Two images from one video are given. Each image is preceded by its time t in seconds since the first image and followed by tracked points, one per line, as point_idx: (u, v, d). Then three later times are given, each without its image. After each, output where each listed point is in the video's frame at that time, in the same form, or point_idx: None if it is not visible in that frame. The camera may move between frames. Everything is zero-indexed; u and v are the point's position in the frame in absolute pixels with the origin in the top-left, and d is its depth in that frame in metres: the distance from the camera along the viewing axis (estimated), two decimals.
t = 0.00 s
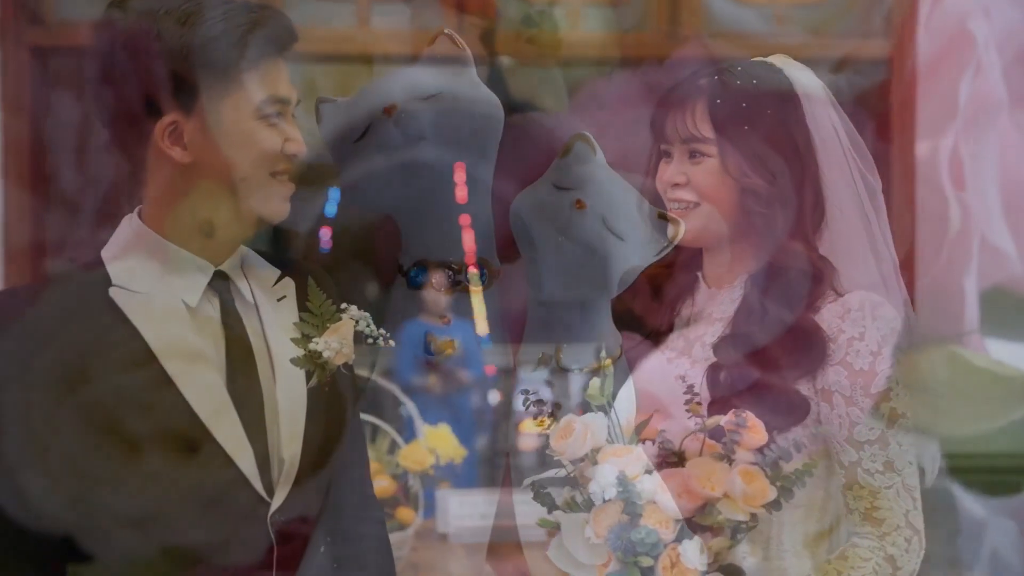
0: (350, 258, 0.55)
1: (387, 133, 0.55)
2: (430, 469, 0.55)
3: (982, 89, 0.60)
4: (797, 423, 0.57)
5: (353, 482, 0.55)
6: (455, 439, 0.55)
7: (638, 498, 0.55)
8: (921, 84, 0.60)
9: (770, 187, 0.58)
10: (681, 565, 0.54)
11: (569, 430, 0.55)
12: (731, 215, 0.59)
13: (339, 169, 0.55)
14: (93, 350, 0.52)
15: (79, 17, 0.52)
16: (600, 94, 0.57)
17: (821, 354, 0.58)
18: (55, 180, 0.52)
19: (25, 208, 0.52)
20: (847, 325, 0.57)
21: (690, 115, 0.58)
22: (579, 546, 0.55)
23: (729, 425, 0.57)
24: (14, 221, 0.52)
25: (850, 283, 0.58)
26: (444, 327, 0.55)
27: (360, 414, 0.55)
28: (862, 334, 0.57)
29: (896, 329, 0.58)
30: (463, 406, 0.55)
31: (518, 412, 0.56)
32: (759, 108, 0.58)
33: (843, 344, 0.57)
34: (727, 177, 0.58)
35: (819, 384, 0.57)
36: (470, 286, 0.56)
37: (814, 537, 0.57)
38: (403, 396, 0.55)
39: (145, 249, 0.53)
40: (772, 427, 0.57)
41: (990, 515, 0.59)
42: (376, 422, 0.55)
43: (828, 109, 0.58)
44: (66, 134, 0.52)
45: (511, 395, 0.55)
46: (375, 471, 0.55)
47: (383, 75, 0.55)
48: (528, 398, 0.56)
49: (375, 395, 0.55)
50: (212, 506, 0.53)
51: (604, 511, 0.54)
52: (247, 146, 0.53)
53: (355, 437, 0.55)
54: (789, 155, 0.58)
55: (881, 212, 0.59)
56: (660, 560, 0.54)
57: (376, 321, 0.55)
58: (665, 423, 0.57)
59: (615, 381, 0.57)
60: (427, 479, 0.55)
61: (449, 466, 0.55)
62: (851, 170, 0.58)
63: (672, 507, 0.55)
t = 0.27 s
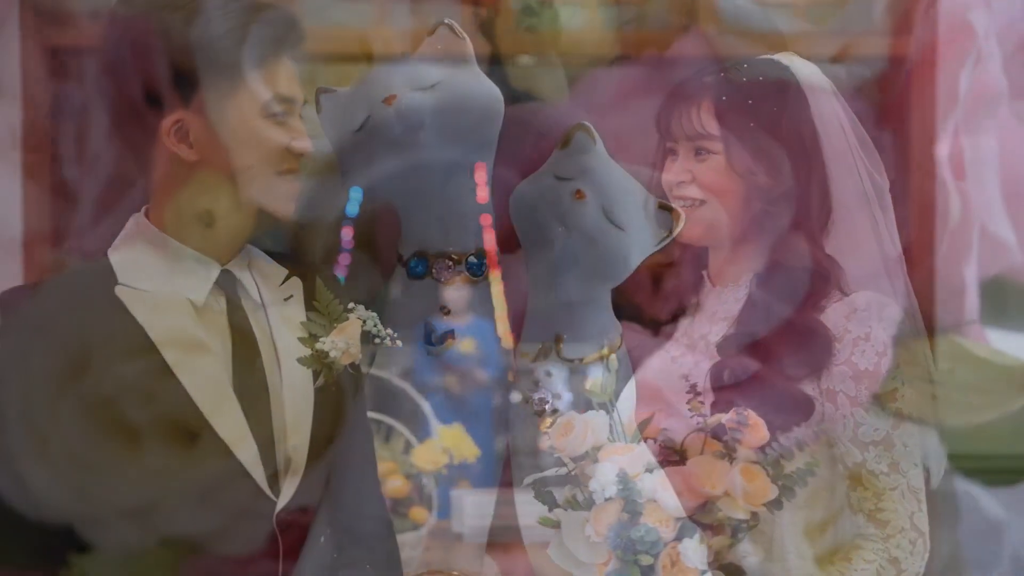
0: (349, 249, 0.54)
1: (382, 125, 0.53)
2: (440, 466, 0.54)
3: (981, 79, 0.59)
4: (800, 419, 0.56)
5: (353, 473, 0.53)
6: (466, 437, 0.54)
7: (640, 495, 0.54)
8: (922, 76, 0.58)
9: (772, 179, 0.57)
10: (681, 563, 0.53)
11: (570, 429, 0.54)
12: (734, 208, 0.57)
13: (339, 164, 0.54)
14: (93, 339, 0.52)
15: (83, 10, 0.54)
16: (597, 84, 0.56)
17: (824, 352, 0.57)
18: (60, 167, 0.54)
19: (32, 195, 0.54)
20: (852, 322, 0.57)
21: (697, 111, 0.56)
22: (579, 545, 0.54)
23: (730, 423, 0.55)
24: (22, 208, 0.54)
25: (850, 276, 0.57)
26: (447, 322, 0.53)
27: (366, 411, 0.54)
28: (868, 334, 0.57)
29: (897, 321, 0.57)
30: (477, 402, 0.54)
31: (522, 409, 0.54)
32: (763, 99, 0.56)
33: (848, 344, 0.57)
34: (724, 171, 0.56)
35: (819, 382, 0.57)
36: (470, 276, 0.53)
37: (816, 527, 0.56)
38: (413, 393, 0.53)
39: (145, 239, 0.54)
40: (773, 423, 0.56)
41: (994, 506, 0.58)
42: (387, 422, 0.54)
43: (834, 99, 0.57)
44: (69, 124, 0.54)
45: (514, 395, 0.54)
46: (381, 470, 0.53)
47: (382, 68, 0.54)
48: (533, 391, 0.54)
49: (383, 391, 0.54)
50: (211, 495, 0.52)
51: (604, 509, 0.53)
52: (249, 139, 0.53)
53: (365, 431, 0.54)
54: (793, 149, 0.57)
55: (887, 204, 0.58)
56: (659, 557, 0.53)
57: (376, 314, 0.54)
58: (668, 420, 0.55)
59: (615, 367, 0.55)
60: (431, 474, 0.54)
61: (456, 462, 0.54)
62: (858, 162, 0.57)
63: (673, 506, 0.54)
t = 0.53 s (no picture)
0: (348, 238, 0.54)
1: (385, 113, 0.52)
2: (450, 459, 0.54)
3: (982, 67, 0.57)
4: (801, 415, 0.55)
5: (354, 463, 0.53)
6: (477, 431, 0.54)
7: (643, 498, 0.53)
8: (922, 64, 0.56)
9: (771, 170, 0.56)
10: (683, 565, 0.54)
11: (575, 428, 0.53)
12: (734, 200, 0.55)
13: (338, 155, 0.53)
14: (94, 332, 0.54)
15: None
16: (598, 76, 0.54)
17: (825, 344, 0.55)
18: (57, 157, 0.54)
19: (29, 185, 0.54)
20: (859, 319, 0.55)
21: (704, 107, 0.55)
22: (584, 547, 0.54)
23: (733, 424, 0.54)
24: (20, 198, 0.54)
25: (851, 265, 0.55)
26: (448, 312, 0.53)
27: (376, 411, 0.54)
28: (876, 334, 0.55)
29: (902, 316, 0.56)
30: (489, 398, 0.54)
31: (525, 402, 0.54)
32: (760, 89, 0.55)
33: (856, 344, 0.55)
34: (722, 161, 0.55)
35: (820, 378, 0.55)
36: (469, 265, 0.53)
37: (814, 518, 0.54)
38: (423, 389, 0.53)
39: (144, 231, 0.54)
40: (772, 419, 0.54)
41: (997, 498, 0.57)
42: (397, 418, 0.54)
43: (838, 89, 0.55)
44: (66, 114, 0.54)
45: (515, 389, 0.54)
46: (390, 469, 0.53)
47: (384, 57, 0.53)
48: (534, 379, 0.53)
49: (393, 388, 0.53)
50: (211, 483, 0.53)
51: (607, 511, 0.53)
52: (250, 129, 0.53)
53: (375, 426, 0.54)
54: (795, 140, 0.55)
55: (896, 198, 0.56)
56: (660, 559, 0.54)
57: (377, 303, 0.53)
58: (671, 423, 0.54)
59: (620, 358, 0.54)
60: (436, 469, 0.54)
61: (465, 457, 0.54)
62: (868, 153, 0.56)
63: (675, 507, 0.54)
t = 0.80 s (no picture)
0: (348, 227, 0.53)
1: (386, 101, 0.51)
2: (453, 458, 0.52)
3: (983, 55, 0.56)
4: (801, 406, 0.54)
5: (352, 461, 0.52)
6: (479, 432, 0.52)
7: (647, 495, 0.51)
8: (922, 55, 0.56)
9: (770, 160, 0.55)
10: (686, 565, 0.52)
11: (578, 430, 0.50)
12: (736, 191, 0.54)
13: (337, 146, 0.53)
14: (93, 321, 0.53)
15: None
16: (598, 66, 0.54)
17: (827, 337, 0.54)
18: (56, 149, 0.55)
19: (29, 175, 0.55)
20: (862, 311, 0.54)
21: (705, 99, 0.55)
22: (585, 549, 0.51)
23: (738, 425, 0.54)
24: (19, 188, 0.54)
25: (850, 255, 0.55)
26: (446, 300, 0.51)
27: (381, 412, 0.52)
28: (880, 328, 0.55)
29: (903, 306, 0.55)
30: (488, 391, 0.52)
31: (525, 392, 0.51)
32: (759, 78, 0.55)
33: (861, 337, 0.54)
34: (722, 151, 0.54)
35: (822, 370, 0.54)
36: (469, 256, 0.51)
37: (815, 509, 0.54)
38: (423, 387, 0.51)
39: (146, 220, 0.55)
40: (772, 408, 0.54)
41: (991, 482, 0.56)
42: (401, 419, 0.52)
43: (837, 77, 0.55)
44: (66, 105, 0.55)
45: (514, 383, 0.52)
46: (390, 465, 0.51)
47: (384, 47, 0.52)
48: (533, 370, 0.51)
49: (394, 387, 0.52)
50: (210, 473, 0.53)
51: (609, 513, 0.51)
52: (247, 118, 0.54)
53: (377, 422, 0.52)
54: (793, 129, 0.55)
55: (896, 187, 0.56)
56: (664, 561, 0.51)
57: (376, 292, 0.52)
58: (680, 429, 0.53)
59: (618, 348, 0.52)
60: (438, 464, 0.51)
61: (466, 454, 0.52)
62: (865, 143, 0.56)
63: (675, 507, 0.52)
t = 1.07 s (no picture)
0: (349, 218, 0.53)
1: (386, 92, 0.49)
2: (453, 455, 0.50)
3: (983, 46, 0.56)
4: (800, 393, 0.55)
5: (349, 456, 0.50)
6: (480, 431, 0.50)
7: (650, 489, 0.49)
8: (923, 44, 0.56)
9: (770, 150, 0.55)
10: (693, 565, 0.49)
11: (580, 424, 0.48)
12: (735, 179, 0.54)
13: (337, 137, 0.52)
14: (91, 312, 0.54)
15: None
16: (598, 53, 0.55)
17: (827, 326, 0.55)
18: (56, 138, 0.54)
19: (28, 165, 0.54)
20: (858, 299, 0.55)
21: (704, 86, 0.55)
22: (586, 548, 0.49)
23: (746, 422, 0.54)
24: (18, 177, 0.54)
25: (849, 245, 0.55)
26: (446, 290, 0.49)
27: (377, 410, 0.50)
28: (880, 316, 0.55)
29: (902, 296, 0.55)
30: (486, 387, 0.50)
31: (523, 382, 0.49)
32: (760, 67, 0.56)
33: (861, 321, 0.55)
34: (722, 139, 0.55)
35: (821, 358, 0.55)
36: (468, 247, 0.50)
37: (815, 498, 0.54)
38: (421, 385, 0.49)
39: (144, 209, 0.54)
40: (772, 395, 0.55)
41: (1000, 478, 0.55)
42: (400, 419, 0.50)
43: (840, 67, 0.56)
44: (67, 93, 0.54)
45: (513, 375, 0.50)
46: (389, 464, 0.49)
47: (384, 42, 0.51)
48: (533, 361, 0.49)
49: (393, 386, 0.50)
50: (207, 463, 0.53)
51: (610, 509, 0.48)
52: (247, 107, 0.54)
53: (377, 422, 0.50)
54: (794, 120, 0.55)
55: (897, 176, 0.56)
56: (668, 559, 0.49)
57: (376, 284, 0.52)
58: (690, 424, 0.54)
59: (617, 340, 0.50)
60: (437, 457, 0.49)
61: (468, 451, 0.50)
62: (868, 134, 0.56)
63: (683, 505, 0.50)
